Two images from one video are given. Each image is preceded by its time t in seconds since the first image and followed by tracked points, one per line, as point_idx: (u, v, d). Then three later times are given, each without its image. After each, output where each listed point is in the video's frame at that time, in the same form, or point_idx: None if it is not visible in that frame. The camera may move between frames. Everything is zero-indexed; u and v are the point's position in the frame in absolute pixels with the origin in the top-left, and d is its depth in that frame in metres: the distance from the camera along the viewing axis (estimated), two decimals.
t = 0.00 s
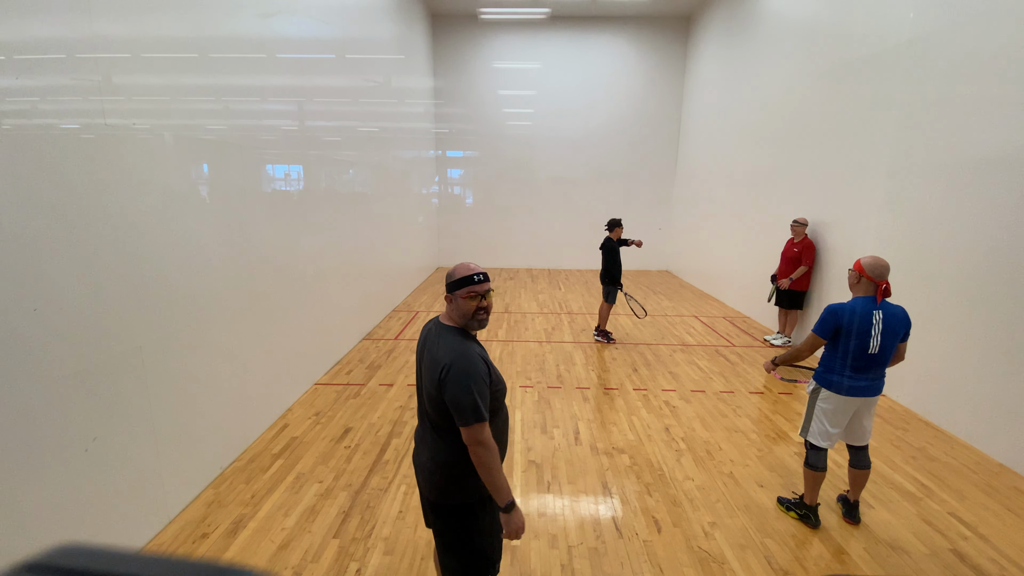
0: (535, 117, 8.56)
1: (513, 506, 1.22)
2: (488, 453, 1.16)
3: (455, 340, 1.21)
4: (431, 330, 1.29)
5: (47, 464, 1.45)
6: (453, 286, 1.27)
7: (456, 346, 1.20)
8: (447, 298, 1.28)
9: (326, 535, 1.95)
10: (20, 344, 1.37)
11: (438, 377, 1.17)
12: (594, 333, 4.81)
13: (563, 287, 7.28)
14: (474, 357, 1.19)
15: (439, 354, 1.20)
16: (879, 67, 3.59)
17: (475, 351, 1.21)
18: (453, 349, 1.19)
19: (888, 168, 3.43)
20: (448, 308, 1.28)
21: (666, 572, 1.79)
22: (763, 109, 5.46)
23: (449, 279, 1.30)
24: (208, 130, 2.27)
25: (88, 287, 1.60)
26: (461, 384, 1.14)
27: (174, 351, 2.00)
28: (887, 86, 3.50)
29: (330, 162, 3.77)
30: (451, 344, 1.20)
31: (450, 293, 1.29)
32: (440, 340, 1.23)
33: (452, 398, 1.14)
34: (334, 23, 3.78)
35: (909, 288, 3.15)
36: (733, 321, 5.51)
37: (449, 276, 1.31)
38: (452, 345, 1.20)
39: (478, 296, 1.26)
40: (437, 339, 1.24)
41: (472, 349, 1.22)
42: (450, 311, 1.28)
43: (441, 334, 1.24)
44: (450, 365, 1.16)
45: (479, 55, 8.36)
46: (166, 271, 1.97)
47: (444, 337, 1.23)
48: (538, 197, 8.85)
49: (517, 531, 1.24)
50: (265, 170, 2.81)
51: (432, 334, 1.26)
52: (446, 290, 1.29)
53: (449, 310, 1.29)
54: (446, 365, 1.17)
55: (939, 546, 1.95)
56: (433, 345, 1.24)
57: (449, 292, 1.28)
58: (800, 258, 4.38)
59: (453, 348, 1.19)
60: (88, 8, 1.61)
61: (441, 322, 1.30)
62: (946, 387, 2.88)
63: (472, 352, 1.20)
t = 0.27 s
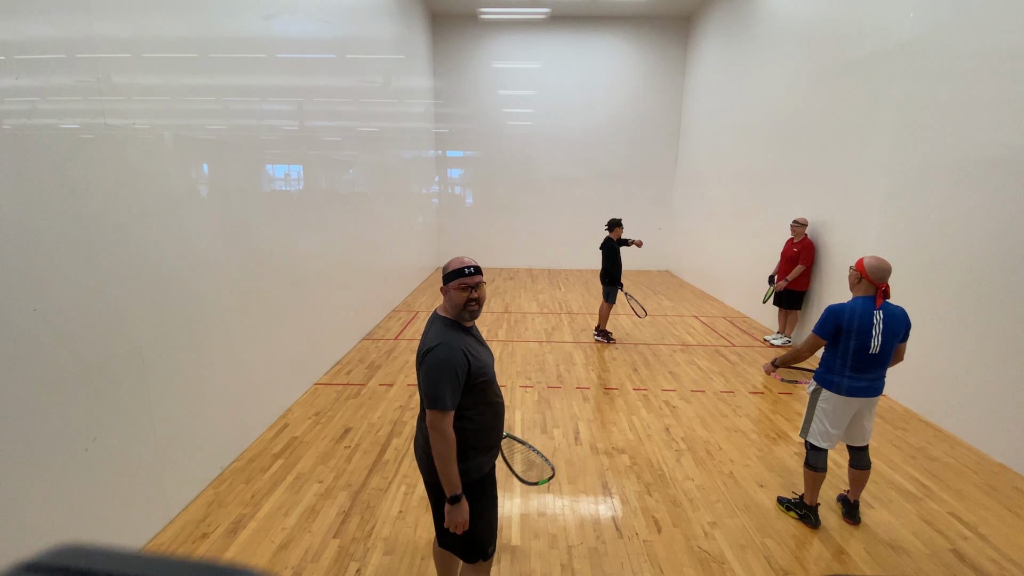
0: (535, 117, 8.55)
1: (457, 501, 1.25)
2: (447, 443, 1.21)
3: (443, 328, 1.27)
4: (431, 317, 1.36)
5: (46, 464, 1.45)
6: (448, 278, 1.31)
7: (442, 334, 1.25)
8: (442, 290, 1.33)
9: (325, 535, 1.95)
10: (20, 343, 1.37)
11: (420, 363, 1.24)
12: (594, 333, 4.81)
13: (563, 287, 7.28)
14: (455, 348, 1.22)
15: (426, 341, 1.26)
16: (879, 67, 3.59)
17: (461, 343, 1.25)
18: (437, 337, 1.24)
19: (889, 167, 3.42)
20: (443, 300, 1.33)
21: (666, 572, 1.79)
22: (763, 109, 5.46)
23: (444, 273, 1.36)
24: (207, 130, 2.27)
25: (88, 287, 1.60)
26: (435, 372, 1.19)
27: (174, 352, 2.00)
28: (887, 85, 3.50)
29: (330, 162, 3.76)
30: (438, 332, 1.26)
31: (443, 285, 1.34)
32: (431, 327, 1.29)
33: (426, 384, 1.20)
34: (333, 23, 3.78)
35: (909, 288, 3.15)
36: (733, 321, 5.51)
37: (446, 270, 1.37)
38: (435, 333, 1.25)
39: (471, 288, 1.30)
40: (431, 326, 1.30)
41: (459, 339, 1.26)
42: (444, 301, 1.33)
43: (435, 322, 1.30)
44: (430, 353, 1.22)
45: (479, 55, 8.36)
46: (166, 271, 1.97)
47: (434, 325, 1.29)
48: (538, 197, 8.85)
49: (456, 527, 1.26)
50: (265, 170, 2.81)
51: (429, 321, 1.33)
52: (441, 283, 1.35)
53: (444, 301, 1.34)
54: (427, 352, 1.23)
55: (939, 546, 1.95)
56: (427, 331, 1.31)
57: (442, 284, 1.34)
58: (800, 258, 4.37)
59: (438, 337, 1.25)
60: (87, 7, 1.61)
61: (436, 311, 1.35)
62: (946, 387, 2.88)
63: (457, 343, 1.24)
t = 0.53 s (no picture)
0: (535, 117, 8.56)
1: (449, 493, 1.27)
2: (445, 436, 1.22)
3: (444, 323, 1.27)
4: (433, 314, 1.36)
5: (46, 465, 1.45)
6: (449, 276, 1.31)
7: (443, 329, 1.25)
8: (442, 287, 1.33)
9: (325, 535, 1.95)
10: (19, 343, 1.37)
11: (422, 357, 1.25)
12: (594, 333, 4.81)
13: (563, 287, 7.28)
14: (456, 344, 1.23)
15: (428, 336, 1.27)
16: (880, 68, 3.59)
17: (461, 338, 1.25)
18: (439, 332, 1.25)
19: (889, 168, 3.42)
20: (443, 297, 1.32)
21: (667, 572, 1.78)
22: (763, 109, 5.46)
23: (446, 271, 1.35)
24: (208, 130, 2.27)
25: (88, 287, 1.60)
26: (435, 366, 1.20)
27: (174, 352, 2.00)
28: (887, 85, 3.50)
29: (330, 162, 3.76)
30: (439, 327, 1.27)
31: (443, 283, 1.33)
32: (432, 322, 1.30)
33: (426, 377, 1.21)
34: (333, 23, 3.78)
35: (909, 288, 3.15)
36: (733, 321, 5.50)
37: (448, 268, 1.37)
38: (437, 328, 1.25)
39: (471, 286, 1.29)
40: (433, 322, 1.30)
41: (460, 335, 1.26)
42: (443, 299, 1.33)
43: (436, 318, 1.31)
44: (432, 347, 1.22)
45: (479, 55, 8.36)
46: (167, 270, 1.97)
47: (436, 320, 1.30)
48: (538, 197, 8.85)
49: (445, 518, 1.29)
50: (265, 170, 2.81)
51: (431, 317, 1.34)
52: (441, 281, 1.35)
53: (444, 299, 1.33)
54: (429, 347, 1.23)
55: (940, 547, 1.94)
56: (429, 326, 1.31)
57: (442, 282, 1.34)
58: (800, 258, 4.37)
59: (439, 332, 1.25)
60: (88, 8, 1.61)
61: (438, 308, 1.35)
62: (946, 387, 2.88)
63: (458, 339, 1.24)
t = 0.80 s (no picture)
0: (535, 117, 8.56)
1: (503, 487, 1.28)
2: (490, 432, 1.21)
3: (461, 325, 1.27)
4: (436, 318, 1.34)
5: (45, 465, 1.44)
6: (459, 277, 1.30)
7: (464, 331, 1.25)
8: (453, 288, 1.32)
9: (326, 535, 1.95)
10: (19, 343, 1.37)
11: (448, 362, 1.22)
12: (594, 333, 4.81)
13: (563, 287, 7.28)
14: (480, 341, 1.24)
15: (447, 337, 1.25)
16: (879, 68, 3.59)
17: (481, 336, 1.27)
18: (460, 334, 1.24)
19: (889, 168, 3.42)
20: (455, 298, 1.32)
21: (667, 572, 1.79)
22: (763, 109, 5.46)
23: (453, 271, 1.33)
24: (208, 130, 2.27)
25: (88, 287, 1.59)
26: (467, 364, 1.19)
27: (174, 352, 2.00)
28: (887, 86, 3.50)
29: (330, 162, 3.77)
30: (457, 329, 1.25)
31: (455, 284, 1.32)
32: (446, 326, 1.28)
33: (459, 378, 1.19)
34: (334, 23, 3.78)
35: (909, 288, 3.15)
36: (733, 321, 5.51)
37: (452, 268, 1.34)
38: (458, 331, 1.24)
39: (485, 284, 1.32)
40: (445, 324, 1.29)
41: (478, 333, 1.28)
42: (456, 300, 1.33)
43: (448, 320, 1.30)
44: (459, 349, 1.21)
45: (479, 55, 8.36)
46: (167, 270, 1.97)
47: (450, 323, 1.28)
48: (538, 197, 8.85)
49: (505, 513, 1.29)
50: (265, 170, 2.81)
51: (438, 321, 1.32)
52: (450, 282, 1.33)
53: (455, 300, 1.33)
54: (455, 350, 1.21)
55: (940, 546, 1.95)
56: (440, 330, 1.29)
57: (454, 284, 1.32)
58: (800, 258, 4.37)
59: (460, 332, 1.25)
60: (88, 8, 1.61)
61: (447, 311, 1.33)
62: (946, 386, 2.88)
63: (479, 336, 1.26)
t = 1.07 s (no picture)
0: (535, 117, 8.56)
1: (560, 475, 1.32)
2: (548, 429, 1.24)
3: (497, 330, 1.23)
4: (458, 326, 1.26)
5: (45, 464, 1.45)
6: (485, 284, 1.27)
7: (502, 335, 1.22)
8: (488, 294, 1.29)
9: (326, 535, 1.95)
10: (19, 343, 1.37)
11: (499, 368, 1.19)
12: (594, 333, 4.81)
13: (563, 287, 7.28)
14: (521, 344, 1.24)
15: (488, 343, 1.21)
16: (879, 68, 3.59)
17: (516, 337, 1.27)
18: (503, 338, 1.21)
19: (888, 168, 3.43)
20: (490, 302, 1.30)
21: (666, 572, 1.79)
22: (763, 109, 5.46)
23: (482, 276, 1.27)
24: (208, 130, 2.27)
25: (88, 287, 1.60)
26: (522, 367, 1.19)
27: (174, 352, 2.00)
28: (887, 86, 3.50)
29: (330, 162, 3.77)
30: (496, 335, 1.22)
31: (490, 289, 1.29)
32: (481, 333, 1.23)
33: (515, 382, 1.18)
34: (334, 23, 3.79)
35: (909, 289, 3.15)
36: (733, 321, 5.51)
37: (476, 273, 1.28)
38: (499, 336, 1.21)
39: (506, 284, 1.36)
40: (477, 331, 1.24)
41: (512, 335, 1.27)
42: (492, 304, 1.31)
43: (478, 326, 1.25)
44: (511, 353, 1.19)
45: (479, 55, 8.36)
46: (167, 270, 1.97)
47: (483, 329, 1.23)
48: (538, 197, 8.85)
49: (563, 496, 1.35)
50: (265, 170, 2.81)
51: (466, 328, 1.25)
52: (483, 288, 1.27)
53: (489, 306, 1.30)
54: (506, 355, 1.19)
55: (940, 546, 1.94)
56: (472, 337, 1.23)
57: (489, 288, 1.29)
58: (800, 258, 4.37)
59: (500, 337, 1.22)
60: (88, 8, 1.61)
61: (472, 319, 1.27)
62: (946, 386, 2.88)
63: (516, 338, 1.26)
